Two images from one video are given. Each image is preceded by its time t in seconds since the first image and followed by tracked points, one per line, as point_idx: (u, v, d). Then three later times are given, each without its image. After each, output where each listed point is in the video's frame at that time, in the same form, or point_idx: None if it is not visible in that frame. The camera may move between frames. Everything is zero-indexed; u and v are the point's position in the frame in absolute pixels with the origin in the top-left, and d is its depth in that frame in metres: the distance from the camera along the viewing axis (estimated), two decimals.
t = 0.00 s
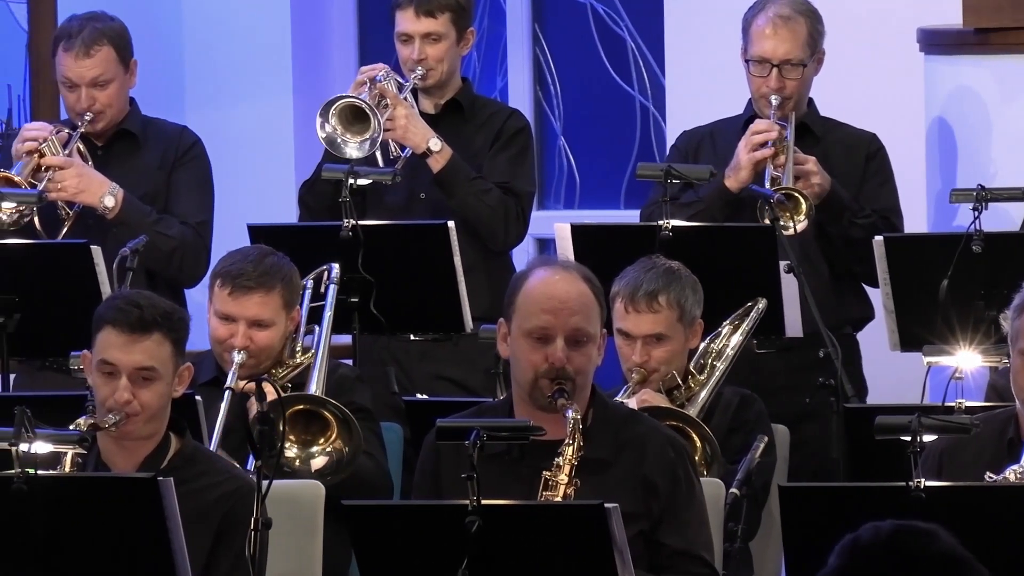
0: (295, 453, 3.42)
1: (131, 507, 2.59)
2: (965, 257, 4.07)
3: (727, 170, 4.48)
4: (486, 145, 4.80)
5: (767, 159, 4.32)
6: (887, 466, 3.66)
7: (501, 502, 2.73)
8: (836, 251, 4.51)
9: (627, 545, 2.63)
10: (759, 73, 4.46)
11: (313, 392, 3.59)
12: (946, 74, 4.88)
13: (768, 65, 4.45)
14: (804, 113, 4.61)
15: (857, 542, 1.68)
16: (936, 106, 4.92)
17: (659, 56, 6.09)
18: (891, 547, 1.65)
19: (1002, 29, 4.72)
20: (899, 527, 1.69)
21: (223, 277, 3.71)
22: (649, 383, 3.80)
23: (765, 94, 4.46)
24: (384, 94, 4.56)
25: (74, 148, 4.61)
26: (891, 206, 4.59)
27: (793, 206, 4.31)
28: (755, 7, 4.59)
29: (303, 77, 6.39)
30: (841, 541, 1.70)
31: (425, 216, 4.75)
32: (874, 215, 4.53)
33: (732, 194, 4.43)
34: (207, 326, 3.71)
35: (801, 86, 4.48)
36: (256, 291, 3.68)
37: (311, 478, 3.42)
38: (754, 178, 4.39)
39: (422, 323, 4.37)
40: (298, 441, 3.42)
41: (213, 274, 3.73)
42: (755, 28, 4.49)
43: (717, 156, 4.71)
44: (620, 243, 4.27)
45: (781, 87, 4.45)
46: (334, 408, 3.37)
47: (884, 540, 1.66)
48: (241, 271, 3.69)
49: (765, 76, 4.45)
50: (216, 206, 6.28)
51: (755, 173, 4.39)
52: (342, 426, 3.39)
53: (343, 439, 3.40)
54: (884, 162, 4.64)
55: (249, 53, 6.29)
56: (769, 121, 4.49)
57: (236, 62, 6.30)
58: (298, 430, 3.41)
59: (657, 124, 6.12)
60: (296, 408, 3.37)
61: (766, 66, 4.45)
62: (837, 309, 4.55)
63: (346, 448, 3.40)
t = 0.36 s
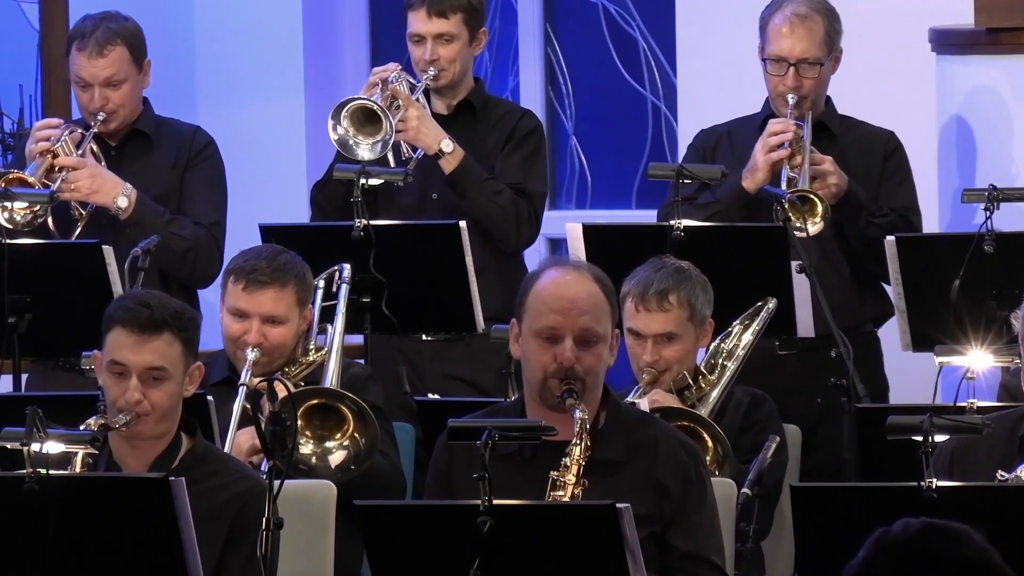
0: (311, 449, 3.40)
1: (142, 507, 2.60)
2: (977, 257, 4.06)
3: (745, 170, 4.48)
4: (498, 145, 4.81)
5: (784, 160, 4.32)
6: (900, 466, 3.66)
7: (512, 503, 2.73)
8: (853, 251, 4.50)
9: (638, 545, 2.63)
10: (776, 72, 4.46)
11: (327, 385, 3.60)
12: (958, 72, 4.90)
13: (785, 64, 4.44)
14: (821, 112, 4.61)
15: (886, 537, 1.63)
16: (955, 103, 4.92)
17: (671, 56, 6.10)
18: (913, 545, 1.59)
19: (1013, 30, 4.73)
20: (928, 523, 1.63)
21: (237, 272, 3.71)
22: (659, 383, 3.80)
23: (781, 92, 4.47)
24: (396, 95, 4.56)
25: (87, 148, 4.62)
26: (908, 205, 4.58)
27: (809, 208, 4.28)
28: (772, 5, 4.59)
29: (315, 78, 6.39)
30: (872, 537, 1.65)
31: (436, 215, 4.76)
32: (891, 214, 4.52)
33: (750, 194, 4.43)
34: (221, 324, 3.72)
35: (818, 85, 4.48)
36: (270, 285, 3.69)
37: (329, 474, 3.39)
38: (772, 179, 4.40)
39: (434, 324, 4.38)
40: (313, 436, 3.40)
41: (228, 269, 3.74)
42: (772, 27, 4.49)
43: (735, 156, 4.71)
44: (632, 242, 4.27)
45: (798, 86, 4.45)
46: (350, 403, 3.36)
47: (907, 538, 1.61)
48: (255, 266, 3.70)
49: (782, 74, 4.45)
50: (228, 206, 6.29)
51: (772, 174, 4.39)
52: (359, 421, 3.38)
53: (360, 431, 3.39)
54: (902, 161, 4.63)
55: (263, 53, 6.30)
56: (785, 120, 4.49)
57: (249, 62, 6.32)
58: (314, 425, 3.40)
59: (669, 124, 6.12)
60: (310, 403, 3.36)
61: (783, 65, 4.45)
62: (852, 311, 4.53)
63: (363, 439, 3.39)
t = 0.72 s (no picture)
0: (316, 446, 3.41)
1: (151, 507, 2.61)
2: (986, 256, 4.07)
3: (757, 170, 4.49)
4: (507, 144, 4.81)
5: (796, 160, 4.32)
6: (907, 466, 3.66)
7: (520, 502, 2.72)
8: (866, 250, 4.50)
9: (646, 545, 2.63)
10: (788, 72, 4.46)
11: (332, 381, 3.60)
12: (963, 72, 4.92)
13: (798, 64, 4.44)
14: (835, 111, 4.60)
15: (918, 533, 1.65)
16: (968, 103, 4.93)
17: (678, 55, 6.07)
18: (941, 542, 1.62)
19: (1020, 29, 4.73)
20: (958, 522, 1.66)
21: (242, 271, 3.73)
22: (667, 382, 3.80)
23: (795, 92, 4.47)
24: (404, 93, 4.56)
25: (97, 148, 4.63)
26: (921, 205, 4.57)
27: (820, 208, 4.26)
28: (788, 4, 4.59)
29: (323, 78, 6.40)
30: (902, 532, 1.67)
31: (446, 215, 4.76)
32: (903, 214, 4.52)
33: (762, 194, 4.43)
34: (227, 323, 3.72)
35: (831, 85, 4.48)
36: (275, 284, 3.70)
37: (335, 471, 3.40)
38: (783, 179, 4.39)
39: (443, 323, 4.39)
40: (319, 433, 3.40)
41: (233, 268, 3.75)
42: (785, 26, 4.48)
43: (750, 155, 4.70)
44: (641, 242, 4.26)
45: (811, 85, 4.45)
46: (354, 395, 3.36)
47: (937, 535, 1.64)
48: (260, 265, 3.71)
49: (795, 74, 4.45)
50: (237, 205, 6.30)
51: (784, 174, 4.38)
52: (364, 415, 3.38)
53: (365, 425, 3.39)
54: (916, 160, 4.63)
55: (272, 53, 6.31)
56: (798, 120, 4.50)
57: (258, 62, 6.32)
58: (320, 422, 3.40)
59: (677, 124, 6.10)
60: (317, 398, 3.37)
61: (797, 64, 4.45)
62: (862, 311, 4.53)
63: (369, 434, 3.40)
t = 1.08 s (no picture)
0: (325, 441, 3.41)
1: (165, 508, 2.62)
2: (999, 255, 4.05)
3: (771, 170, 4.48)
4: (520, 144, 4.81)
5: (811, 160, 4.32)
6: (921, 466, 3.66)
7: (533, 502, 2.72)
8: (881, 250, 4.49)
9: (659, 546, 2.64)
10: (804, 72, 4.46)
11: (343, 374, 3.62)
12: (975, 72, 4.93)
13: (814, 64, 4.44)
14: (850, 112, 4.60)
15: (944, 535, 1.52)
16: (981, 104, 4.93)
17: (690, 54, 6.07)
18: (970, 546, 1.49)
19: None
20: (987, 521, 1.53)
21: (250, 271, 3.73)
22: (679, 382, 3.80)
23: (811, 92, 4.46)
24: (418, 93, 4.57)
25: (112, 148, 4.64)
26: (936, 206, 4.57)
27: (834, 209, 4.26)
28: (804, 4, 4.59)
29: (335, 77, 6.41)
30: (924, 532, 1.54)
31: (459, 215, 4.77)
32: (918, 214, 4.52)
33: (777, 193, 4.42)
34: (236, 323, 3.73)
35: (847, 85, 4.48)
36: (283, 282, 3.70)
37: (343, 467, 3.40)
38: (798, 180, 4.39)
39: (456, 323, 4.39)
40: (328, 427, 3.41)
41: (241, 268, 3.76)
42: (801, 26, 4.48)
43: (764, 157, 4.70)
44: (654, 242, 4.27)
45: (827, 85, 4.45)
46: (360, 386, 3.39)
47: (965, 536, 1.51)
48: (267, 263, 3.72)
49: (811, 74, 4.45)
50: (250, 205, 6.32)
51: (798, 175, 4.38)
52: (372, 407, 3.40)
53: (375, 419, 3.41)
54: (932, 161, 4.62)
55: (286, 53, 6.32)
56: (814, 120, 4.49)
57: (272, 62, 6.33)
58: (329, 416, 3.41)
59: (689, 124, 6.10)
60: (326, 392, 3.38)
61: (813, 65, 4.44)
62: (876, 311, 4.53)
63: (379, 428, 3.41)
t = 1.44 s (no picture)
0: (343, 445, 3.43)
1: (180, 508, 2.63)
2: (1014, 255, 4.04)
3: (787, 169, 4.48)
4: (536, 144, 4.81)
5: (826, 161, 4.31)
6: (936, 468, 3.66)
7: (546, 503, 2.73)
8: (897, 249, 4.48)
9: (674, 546, 2.64)
10: (822, 71, 4.45)
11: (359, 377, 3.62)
12: (992, 72, 4.93)
13: (830, 63, 4.43)
14: (867, 113, 4.60)
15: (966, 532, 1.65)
16: (997, 102, 4.94)
17: (704, 55, 6.07)
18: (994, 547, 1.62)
19: None
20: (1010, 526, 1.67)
21: (269, 272, 3.75)
22: (694, 383, 3.80)
23: (827, 91, 4.46)
24: (434, 95, 4.59)
25: (126, 147, 4.66)
26: (953, 207, 4.56)
27: (849, 210, 4.26)
28: (820, 4, 4.58)
29: (349, 77, 6.42)
30: (947, 530, 1.67)
31: (474, 216, 4.77)
32: (935, 214, 4.51)
33: (792, 194, 4.43)
34: (254, 323, 3.74)
35: (864, 84, 4.47)
36: (301, 283, 3.72)
37: (360, 469, 3.43)
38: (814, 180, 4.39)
39: (470, 323, 4.40)
40: (345, 430, 3.42)
41: (260, 268, 3.78)
42: (818, 25, 4.48)
43: (781, 158, 4.70)
44: (669, 242, 4.27)
45: (844, 84, 4.44)
46: (378, 392, 3.38)
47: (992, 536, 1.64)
48: (286, 264, 3.74)
49: (828, 73, 4.44)
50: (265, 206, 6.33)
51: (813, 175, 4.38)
52: (390, 412, 3.40)
53: (392, 424, 3.41)
54: (949, 162, 4.61)
55: (301, 54, 6.34)
56: (830, 120, 4.48)
57: (287, 63, 6.35)
58: (346, 420, 3.41)
59: (704, 124, 6.10)
60: (344, 396, 3.38)
61: (829, 64, 4.44)
62: (891, 312, 4.52)
63: (396, 433, 3.41)
